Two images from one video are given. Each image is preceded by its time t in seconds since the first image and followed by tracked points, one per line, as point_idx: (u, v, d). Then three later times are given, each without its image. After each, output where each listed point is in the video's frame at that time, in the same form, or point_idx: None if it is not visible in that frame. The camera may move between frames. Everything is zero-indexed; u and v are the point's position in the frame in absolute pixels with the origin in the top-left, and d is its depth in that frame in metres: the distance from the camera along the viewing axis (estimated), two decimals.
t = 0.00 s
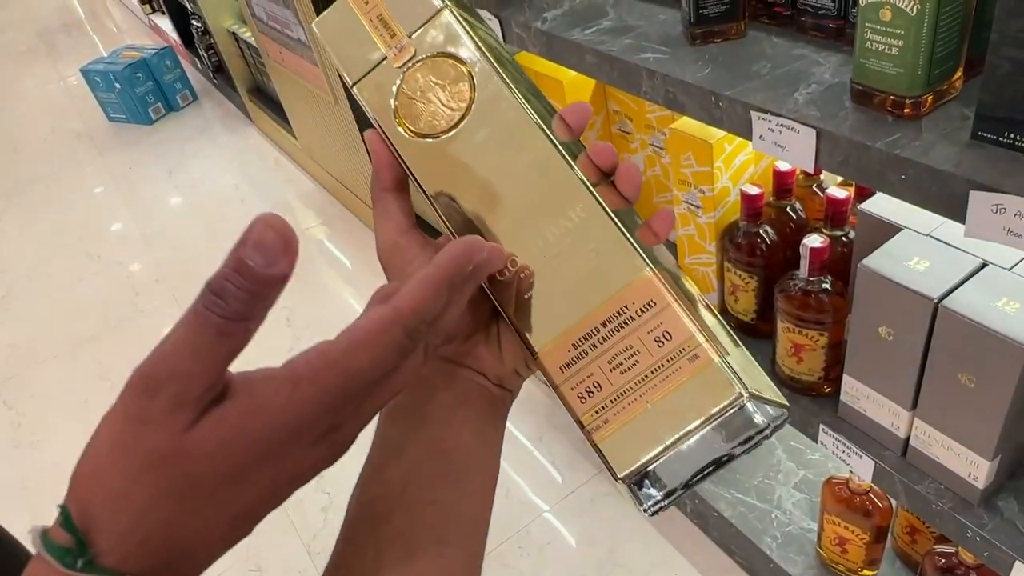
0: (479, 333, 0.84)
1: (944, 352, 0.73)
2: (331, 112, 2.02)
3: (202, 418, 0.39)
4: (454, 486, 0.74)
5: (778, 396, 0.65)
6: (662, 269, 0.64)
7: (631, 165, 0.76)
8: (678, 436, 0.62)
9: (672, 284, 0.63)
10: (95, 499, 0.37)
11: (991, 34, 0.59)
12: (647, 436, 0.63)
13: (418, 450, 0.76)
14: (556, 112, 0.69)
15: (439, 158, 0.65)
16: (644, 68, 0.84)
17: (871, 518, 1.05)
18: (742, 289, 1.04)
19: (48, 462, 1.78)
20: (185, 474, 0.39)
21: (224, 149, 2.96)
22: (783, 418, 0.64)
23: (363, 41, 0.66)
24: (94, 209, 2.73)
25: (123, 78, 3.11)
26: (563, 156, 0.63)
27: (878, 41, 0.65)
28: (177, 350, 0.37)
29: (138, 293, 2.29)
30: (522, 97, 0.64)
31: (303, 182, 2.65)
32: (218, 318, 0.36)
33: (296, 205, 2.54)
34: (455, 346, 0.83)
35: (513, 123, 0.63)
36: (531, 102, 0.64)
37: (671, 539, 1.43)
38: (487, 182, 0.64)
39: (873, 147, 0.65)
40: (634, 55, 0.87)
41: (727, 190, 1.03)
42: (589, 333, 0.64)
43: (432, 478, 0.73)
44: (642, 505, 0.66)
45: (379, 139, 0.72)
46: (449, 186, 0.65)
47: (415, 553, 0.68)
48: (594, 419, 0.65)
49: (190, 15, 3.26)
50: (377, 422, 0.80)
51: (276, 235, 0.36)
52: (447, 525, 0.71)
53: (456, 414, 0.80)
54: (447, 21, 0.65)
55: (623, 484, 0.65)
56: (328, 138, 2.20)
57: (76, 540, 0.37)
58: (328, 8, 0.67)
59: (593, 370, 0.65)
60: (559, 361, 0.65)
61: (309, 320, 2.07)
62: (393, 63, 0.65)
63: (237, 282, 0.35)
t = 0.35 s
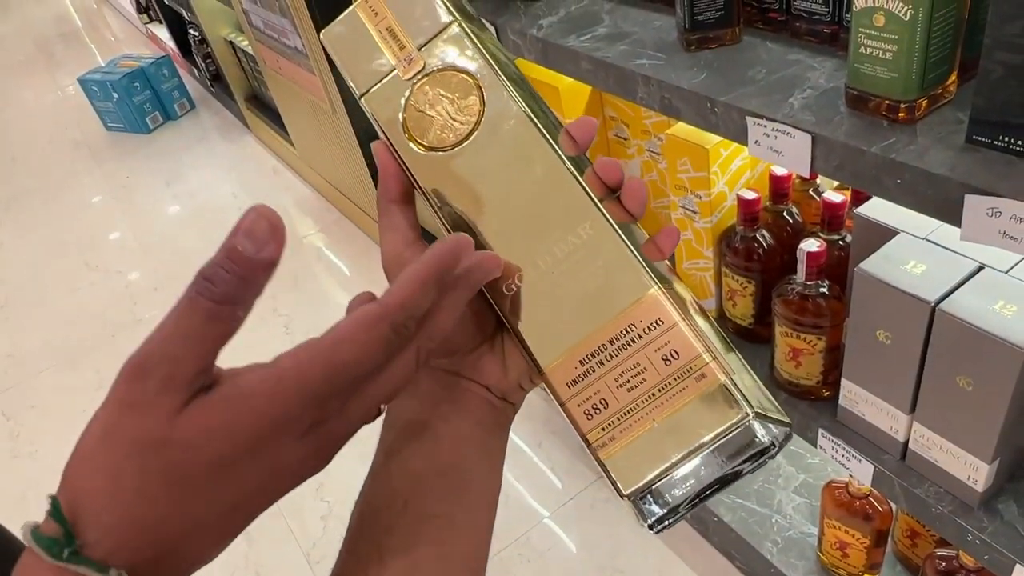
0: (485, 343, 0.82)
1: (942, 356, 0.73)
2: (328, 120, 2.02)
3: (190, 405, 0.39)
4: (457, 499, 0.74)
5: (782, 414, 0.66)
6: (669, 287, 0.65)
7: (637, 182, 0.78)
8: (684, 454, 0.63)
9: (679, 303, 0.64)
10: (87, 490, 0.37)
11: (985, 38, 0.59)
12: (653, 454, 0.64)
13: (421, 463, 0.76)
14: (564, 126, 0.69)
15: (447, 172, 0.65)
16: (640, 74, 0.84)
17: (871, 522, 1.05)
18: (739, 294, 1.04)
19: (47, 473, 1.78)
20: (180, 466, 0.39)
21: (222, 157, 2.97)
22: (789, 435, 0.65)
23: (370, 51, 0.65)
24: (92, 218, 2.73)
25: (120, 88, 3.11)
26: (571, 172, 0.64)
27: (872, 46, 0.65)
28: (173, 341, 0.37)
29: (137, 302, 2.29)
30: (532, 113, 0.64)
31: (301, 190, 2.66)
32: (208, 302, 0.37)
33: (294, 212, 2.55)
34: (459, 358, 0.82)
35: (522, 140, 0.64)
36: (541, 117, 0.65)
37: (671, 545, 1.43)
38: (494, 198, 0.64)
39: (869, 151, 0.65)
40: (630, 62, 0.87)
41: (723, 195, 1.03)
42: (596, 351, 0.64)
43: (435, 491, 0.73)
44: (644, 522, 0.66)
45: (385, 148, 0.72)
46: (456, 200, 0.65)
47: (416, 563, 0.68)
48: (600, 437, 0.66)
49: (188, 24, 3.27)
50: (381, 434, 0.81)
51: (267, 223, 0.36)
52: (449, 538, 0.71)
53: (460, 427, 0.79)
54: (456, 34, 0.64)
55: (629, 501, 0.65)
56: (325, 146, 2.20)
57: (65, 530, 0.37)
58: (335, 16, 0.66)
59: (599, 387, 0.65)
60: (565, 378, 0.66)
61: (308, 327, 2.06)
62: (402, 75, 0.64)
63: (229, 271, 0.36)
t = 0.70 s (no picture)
0: (487, 351, 0.82)
1: (943, 361, 0.74)
2: (329, 129, 2.03)
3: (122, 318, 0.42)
4: (459, 509, 0.74)
5: (782, 429, 0.67)
6: (675, 303, 0.65)
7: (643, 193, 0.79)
8: (687, 468, 0.63)
9: (684, 318, 0.65)
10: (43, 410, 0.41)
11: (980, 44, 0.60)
12: (657, 468, 0.64)
13: (421, 471, 0.76)
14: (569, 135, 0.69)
15: (452, 180, 0.65)
16: (639, 81, 0.85)
17: (874, 526, 1.06)
18: (739, 300, 1.04)
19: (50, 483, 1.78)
20: (105, 368, 0.41)
21: (223, 166, 2.98)
22: (791, 450, 0.66)
23: (377, 55, 0.64)
24: (94, 228, 2.74)
25: (122, 98, 3.13)
26: (578, 184, 0.64)
27: (868, 53, 0.66)
28: (118, 269, 0.43)
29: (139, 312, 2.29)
30: (539, 123, 0.64)
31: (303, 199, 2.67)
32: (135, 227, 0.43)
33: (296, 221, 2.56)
34: (461, 366, 0.81)
35: (528, 150, 0.64)
36: (548, 127, 0.65)
37: (674, 551, 1.43)
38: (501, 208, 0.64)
39: (866, 157, 0.65)
40: (628, 69, 0.87)
41: (722, 202, 1.04)
42: (601, 363, 0.65)
43: (436, 501, 0.73)
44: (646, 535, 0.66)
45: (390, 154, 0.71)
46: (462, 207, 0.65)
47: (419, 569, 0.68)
48: (604, 450, 0.65)
49: (189, 35, 3.29)
50: (383, 440, 0.81)
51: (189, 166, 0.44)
52: (449, 550, 0.72)
53: (462, 436, 0.79)
54: (465, 40, 0.64)
55: (631, 514, 0.65)
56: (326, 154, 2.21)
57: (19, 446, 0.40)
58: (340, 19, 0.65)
59: (604, 400, 0.65)
60: (570, 391, 0.65)
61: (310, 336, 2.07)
62: (409, 81, 0.64)
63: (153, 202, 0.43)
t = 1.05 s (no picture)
0: (489, 356, 0.80)
1: (941, 365, 0.74)
2: (330, 136, 2.04)
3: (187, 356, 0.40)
4: (463, 514, 0.74)
5: (785, 432, 0.67)
6: (678, 308, 0.65)
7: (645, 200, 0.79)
8: (690, 471, 0.63)
9: (688, 323, 0.65)
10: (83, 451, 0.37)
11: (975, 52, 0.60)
12: (660, 472, 0.64)
13: (426, 477, 0.76)
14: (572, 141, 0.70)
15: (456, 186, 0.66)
16: (638, 89, 0.85)
17: (874, 531, 1.06)
18: (739, 305, 1.04)
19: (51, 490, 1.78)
20: (165, 404, 0.38)
21: (224, 173, 2.99)
22: (793, 454, 0.65)
23: (382, 62, 0.66)
24: (95, 235, 2.75)
25: (123, 105, 3.15)
26: (581, 188, 0.65)
27: (865, 60, 0.66)
28: (183, 314, 0.41)
29: (139, 319, 2.29)
30: (542, 128, 0.65)
31: (303, 205, 2.67)
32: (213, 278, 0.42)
33: (296, 227, 2.56)
34: (464, 370, 0.81)
35: (531, 156, 0.65)
36: (551, 132, 0.66)
37: (675, 557, 1.43)
38: (505, 213, 0.65)
39: (864, 163, 0.66)
40: (627, 77, 0.88)
41: (722, 208, 1.04)
42: (604, 368, 0.65)
43: (440, 504, 0.74)
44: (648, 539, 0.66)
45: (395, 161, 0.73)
46: (466, 212, 0.65)
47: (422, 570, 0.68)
48: (608, 454, 0.66)
49: (190, 42, 3.30)
50: (387, 446, 0.82)
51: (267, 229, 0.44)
52: (456, 552, 0.71)
53: (465, 441, 0.80)
54: (469, 47, 0.65)
55: (635, 517, 0.65)
56: (327, 162, 2.22)
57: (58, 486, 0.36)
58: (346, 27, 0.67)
59: (608, 404, 0.65)
60: (574, 395, 0.66)
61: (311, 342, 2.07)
62: (413, 87, 0.65)
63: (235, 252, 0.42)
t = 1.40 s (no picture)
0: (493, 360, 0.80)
1: (936, 365, 0.74)
2: (328, 138, 2.04)
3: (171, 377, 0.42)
4: (464, 516, 0.74)
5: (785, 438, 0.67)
6: (681, 315, 0.66)
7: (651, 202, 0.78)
8: (692, 477, 0.64)
9: (692, 330, 0.65)
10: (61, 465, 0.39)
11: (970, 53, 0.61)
12: (663, 479, 0.64)
13: (427, 479, 0.76)
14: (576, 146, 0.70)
15: (461, 191, 0.66)
16: (635, 90, 0.86)
17: (870, 532, 1.06)
18: (736, 306, 1.05)
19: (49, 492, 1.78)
20: (145, 421, 0.40)
21: (222, 175, 2.99)
22: (795, 460, 0.66)
23: (387, 64, 0.65)
24: (93, 236, 2.75)
25: (121, 107, 3.15)
26: (586, 194, 0.65)
27: (861, 61, 0.67)
28: (177, 331, 0.44)
29: (138, 321, 2.29)
30: (547, 134, 0.65)
31: (300, 207, 2.67)
32: (207, 292, 0.45)
33: (294, 229, 2.56)
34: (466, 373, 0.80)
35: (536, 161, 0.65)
36: (555, 138, 0.66)
37: (672, 558, 1.43)
38: (511, 218, 0.65)
39: (860, 163, 0.66)
40: (624, 78, 0.88)
41: (719, 209, 1.04)
42: (608, 374, 0.65)
43: (442, 507, 0.74)
44: (650, 545, 0.66)
45: (399, 163, 0.72)
46: (470, 218, 0.66)
47: None
48: (610, 459, 0.65)
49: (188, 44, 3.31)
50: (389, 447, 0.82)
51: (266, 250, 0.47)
52: (458, 554, 0.71)
53: (466, 443, 0.79)
54: (474, 52, 0.65)
55: (636, 524, 0.65)
56: (324, 164, 2.22)
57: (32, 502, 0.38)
58: (351, 28, 0.66)
59: (611, 410, 0.65)
60: (576, 401, 0.66)
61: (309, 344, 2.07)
62: (418, 90, 0.65)
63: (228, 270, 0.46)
